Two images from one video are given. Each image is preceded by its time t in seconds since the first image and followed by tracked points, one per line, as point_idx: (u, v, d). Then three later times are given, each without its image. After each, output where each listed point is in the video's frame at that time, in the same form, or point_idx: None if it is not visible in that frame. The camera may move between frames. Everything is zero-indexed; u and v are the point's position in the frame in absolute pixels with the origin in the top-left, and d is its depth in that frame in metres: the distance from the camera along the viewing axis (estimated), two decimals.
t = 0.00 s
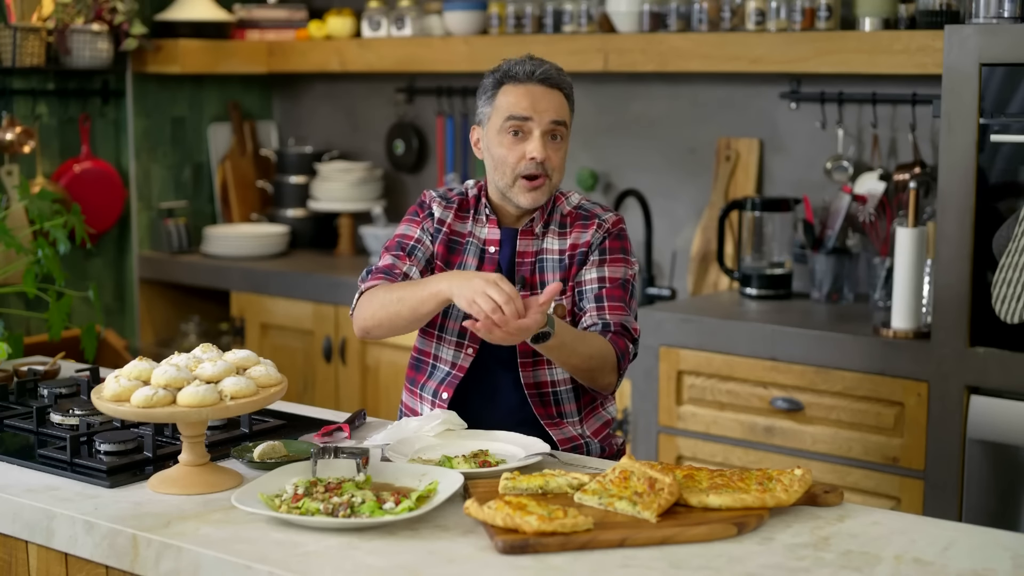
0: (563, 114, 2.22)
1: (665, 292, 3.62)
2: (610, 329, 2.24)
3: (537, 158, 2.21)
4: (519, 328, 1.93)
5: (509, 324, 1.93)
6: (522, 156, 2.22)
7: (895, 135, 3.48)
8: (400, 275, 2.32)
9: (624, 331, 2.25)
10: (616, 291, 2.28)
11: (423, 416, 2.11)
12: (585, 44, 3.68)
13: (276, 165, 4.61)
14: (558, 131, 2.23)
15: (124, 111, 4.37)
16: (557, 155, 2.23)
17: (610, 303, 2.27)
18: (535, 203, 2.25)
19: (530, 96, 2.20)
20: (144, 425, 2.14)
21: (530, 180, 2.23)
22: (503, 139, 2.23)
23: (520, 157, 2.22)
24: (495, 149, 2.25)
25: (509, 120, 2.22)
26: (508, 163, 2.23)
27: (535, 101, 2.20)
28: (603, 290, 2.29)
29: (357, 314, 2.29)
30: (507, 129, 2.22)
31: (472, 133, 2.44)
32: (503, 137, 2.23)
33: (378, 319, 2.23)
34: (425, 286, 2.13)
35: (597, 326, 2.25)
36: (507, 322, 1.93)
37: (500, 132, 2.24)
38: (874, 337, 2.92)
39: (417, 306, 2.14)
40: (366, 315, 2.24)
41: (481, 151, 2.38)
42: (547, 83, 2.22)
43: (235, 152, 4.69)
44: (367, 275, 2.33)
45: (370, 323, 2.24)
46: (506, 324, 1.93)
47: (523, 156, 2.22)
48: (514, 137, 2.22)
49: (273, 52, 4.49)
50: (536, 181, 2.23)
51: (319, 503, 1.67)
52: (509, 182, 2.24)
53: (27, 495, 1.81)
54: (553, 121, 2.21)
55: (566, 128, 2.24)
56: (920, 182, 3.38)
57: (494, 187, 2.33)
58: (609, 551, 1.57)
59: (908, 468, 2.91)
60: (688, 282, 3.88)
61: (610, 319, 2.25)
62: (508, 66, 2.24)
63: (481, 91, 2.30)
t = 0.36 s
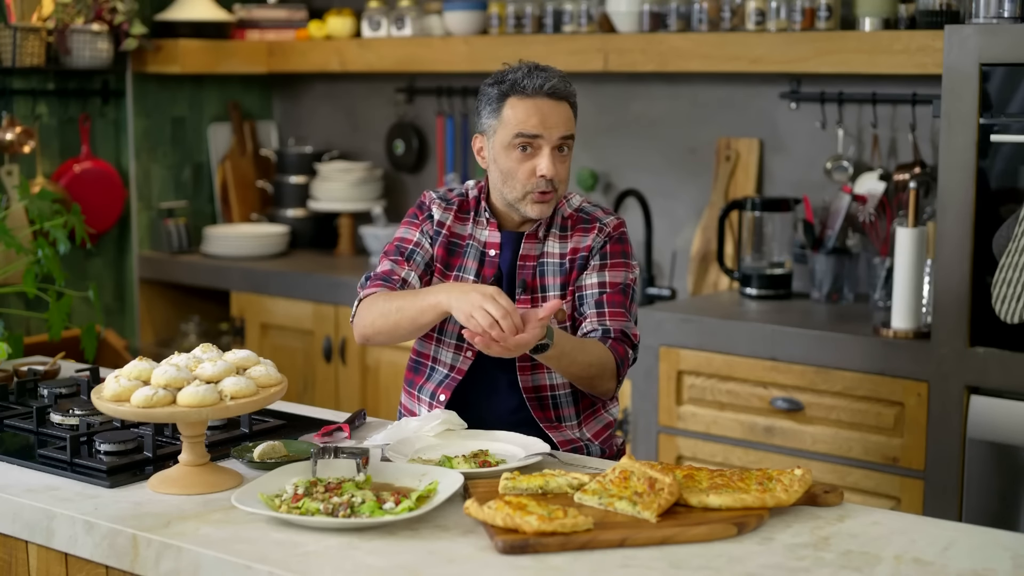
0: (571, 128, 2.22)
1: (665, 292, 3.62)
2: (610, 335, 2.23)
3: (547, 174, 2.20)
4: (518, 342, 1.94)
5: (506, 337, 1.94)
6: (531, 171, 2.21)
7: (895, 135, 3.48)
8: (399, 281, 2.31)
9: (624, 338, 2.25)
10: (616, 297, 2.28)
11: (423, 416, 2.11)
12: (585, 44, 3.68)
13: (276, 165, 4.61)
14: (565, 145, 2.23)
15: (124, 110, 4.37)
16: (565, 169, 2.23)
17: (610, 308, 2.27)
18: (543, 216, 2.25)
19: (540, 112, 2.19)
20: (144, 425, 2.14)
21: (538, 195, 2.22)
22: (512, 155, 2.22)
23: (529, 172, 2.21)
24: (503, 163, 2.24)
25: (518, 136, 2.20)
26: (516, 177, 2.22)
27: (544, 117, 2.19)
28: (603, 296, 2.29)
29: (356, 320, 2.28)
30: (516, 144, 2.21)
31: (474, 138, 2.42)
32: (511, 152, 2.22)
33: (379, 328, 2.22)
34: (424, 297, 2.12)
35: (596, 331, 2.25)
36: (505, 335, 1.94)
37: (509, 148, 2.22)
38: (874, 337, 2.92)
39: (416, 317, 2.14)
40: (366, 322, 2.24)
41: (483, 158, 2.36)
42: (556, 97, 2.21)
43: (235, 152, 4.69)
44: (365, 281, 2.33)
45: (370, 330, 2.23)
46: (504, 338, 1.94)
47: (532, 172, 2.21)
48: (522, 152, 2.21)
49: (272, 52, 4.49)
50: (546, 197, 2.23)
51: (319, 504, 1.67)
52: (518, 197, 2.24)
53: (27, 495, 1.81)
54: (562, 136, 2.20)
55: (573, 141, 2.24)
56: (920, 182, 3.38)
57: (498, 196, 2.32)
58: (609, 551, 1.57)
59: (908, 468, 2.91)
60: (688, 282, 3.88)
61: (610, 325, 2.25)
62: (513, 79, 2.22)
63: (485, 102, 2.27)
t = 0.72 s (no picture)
0: (538, 130, 2.19)
1: (665, 292, 3.62)
2: (614, 336, 2.23)
3: (507, 173, 2.20)
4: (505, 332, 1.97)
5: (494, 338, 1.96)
6: (496, 169, 2.22)
7: (895, 135, 3.48)
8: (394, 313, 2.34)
9: (628, 338, 2.25)
10: (620, 297, 2.28)
11: (423, 416, 2.11)
12: (585, 44, 3.68)
13: (276, 165, 4.61)
14: (534, 147, 2.20)
15: (124, 110, 4.37)
16: (532, 170, 2.21)
17: (615, 309, 2.27)
18: (510, 214, 2.24)
19: (505, 111, 2.19)
20: (144, 425, 2.14)
21: (501, 193, 2.22)
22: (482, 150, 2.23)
23: (493, 169, 2.22)
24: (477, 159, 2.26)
25: (485, 132, 2.21)
26: (483, 173, 2.24)
27: (511, 115, 2.18)
28: (608, 296, 2.29)
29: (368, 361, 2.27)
30: (484, 141, 2.22)
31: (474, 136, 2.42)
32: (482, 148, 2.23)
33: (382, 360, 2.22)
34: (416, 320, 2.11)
35: (600, 333, 2.25)
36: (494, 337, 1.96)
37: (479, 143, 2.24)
38: (874, 337, 2.93)
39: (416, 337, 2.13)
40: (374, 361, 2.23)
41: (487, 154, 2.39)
42: (526, 96, 2.19)
43: (235, 152, 4.69)
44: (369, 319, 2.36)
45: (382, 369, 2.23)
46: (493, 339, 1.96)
47: (496, 168, 2.22)
48: (490, 149, 2.22)
49: (272, 52, 4.49)
50: (509, 194, 2.22)
51: (319, 503, 1.67)
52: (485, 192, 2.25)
53: (27, 495, 1.81)
54: (526, 137, 2.19)
55: (543, 144, 2.21)
56: (920, 182, 3.37)
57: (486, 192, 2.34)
58: (609, 551, 1.57)
59: (908, 468, 2.91)
60: (688, 282, 3.88)
61: (614, 326, 2.25)
62: (493, 76, 2.23)
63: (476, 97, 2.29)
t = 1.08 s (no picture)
0: (512, 123, 2.20)
1: (665, 292, 3.62)
2: (606, 334, 2.24)
3: (485, 167, 2.21)
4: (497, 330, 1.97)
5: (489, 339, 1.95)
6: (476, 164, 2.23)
7: (895, 135, 3.48)
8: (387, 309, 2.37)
9: (622, 336, 2.25)
10: (614, 295, 2.28)
11: (423, 416, 2.10)
12: (586, 44, 3.68)
13: (276, 165, 4.62)
14: (510, 140, 2.21)
15: (124, 110, 4.36)
16: (510, 162, 2.22)
17: (608, 307, 2.27)
18: (493, 208, 2.25)
19: (479, 106, 2.21)
20: (144, 425, 2.14)
21: (482, 187, 2.24)
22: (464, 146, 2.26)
23: (472, 165, 2.24)
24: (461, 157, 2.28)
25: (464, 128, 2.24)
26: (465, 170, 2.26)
27: (486, 109, 2.20)
28: (601, 294, 2.29)
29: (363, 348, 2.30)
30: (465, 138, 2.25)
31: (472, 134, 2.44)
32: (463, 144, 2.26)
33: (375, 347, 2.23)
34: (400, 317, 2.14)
35: (593, 330, 2.25)
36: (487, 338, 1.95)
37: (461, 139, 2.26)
38: (874, 337, 2.93)
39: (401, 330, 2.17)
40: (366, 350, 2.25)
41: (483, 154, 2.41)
42: (499, 91, 2.21)
43: (235, 152, 4.69)
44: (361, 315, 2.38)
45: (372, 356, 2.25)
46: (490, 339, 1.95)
47: (475, 163, 2.23)
48: (470, 146, 2.24)
49: (273, 52, 4.49)
50: (488, 188, 2.23)
51: (319, 504, 1.67)
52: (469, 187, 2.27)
53: (27, 495, 1.81)
54: (499, 131, 2.20)
55: (519, 137, 2.21)
56: (920, 182, 3.37)
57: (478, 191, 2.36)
58: (609, 551, 1.57)
59: (908, 468, 2.91)
60: (688, 282, 3.88)
61: (607, 324, 2.25)
62: (472, 72, 2.26)
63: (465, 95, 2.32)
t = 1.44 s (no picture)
0: (556, 109, 2.24)
1: (665, 292, 3.62)
2: (608, 328, 2.25)
3: (530, 150, 2.22)
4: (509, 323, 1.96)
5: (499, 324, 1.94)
6: (516, 148, 2.23)
7: (895, 135, 3.48)
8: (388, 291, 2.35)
9: (622, 331, 2.26)
10: (613, 291, 2.29)
11: (423, 416, 2.11)
12: (585, 44, 3.68)
13: (276, 165, 4.62)
14: (551, 126, 2.25)
15: (124, 110, 4.36)
16: (551, 147, 2.25)
17: (608, 302, 2.27)
18: (529, 194, 2.25)
19: (523, 90, 2.23)
20: (144, 425, 2.14)
21: (523, 171, 2.23)
22: (498, 132, 2.24)
23: (513, 148, 2.23)
24: (488, 143, 2.26)
25: (503, 113, 2.24)
26: (501, 155, 2.25)
27: (531, 94, 2.22)
28: (601, 290, 2.29)
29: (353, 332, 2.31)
30: (501, 122, 2.24)
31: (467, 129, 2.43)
32: (497, 130, 2.25)
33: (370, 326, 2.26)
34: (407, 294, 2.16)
35: (594, 325, 2.26)
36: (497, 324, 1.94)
37: (493, 125, 2.25)
38: (874, 337, 2.93)
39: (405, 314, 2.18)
40: (361, 331, 2.27)
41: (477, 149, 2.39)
42: (541, 77, 2.24)
43: (235, 152, 4.69)
44: (357, 293, 2.35)
45: (368, 338, 2.27)
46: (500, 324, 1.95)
47: (516, 147, 2.23)
48: (507, 130, 2.24)
49: (272, 52, 4.49)
50: (531, 173, 2.24)
51: (319, 503, 1.67)
52: (503, 174, 2.25)
53: (27, 495, 1.81)
54: (547, 116, 2.23)
55: (559, 124, 2.26)
56: (920, 182, 3.38)
57: (488, 182, 2.34)
58: (609, 551, 1.57)
59: (908, 468, 2.91)
60: (688, 282, 3.88)
61: (608, 318, 2.26)
62: (499, 61, 2.27)
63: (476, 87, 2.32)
